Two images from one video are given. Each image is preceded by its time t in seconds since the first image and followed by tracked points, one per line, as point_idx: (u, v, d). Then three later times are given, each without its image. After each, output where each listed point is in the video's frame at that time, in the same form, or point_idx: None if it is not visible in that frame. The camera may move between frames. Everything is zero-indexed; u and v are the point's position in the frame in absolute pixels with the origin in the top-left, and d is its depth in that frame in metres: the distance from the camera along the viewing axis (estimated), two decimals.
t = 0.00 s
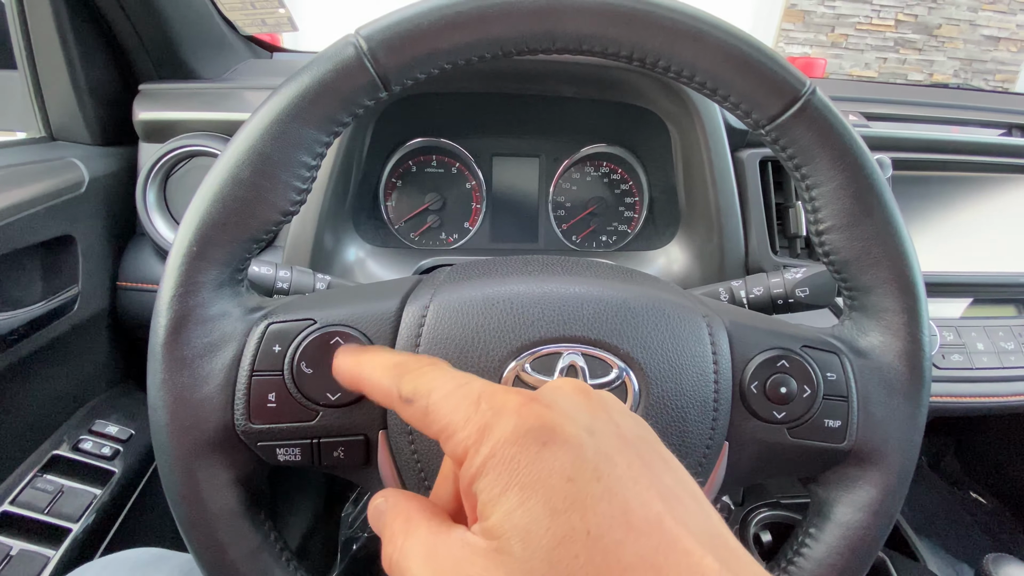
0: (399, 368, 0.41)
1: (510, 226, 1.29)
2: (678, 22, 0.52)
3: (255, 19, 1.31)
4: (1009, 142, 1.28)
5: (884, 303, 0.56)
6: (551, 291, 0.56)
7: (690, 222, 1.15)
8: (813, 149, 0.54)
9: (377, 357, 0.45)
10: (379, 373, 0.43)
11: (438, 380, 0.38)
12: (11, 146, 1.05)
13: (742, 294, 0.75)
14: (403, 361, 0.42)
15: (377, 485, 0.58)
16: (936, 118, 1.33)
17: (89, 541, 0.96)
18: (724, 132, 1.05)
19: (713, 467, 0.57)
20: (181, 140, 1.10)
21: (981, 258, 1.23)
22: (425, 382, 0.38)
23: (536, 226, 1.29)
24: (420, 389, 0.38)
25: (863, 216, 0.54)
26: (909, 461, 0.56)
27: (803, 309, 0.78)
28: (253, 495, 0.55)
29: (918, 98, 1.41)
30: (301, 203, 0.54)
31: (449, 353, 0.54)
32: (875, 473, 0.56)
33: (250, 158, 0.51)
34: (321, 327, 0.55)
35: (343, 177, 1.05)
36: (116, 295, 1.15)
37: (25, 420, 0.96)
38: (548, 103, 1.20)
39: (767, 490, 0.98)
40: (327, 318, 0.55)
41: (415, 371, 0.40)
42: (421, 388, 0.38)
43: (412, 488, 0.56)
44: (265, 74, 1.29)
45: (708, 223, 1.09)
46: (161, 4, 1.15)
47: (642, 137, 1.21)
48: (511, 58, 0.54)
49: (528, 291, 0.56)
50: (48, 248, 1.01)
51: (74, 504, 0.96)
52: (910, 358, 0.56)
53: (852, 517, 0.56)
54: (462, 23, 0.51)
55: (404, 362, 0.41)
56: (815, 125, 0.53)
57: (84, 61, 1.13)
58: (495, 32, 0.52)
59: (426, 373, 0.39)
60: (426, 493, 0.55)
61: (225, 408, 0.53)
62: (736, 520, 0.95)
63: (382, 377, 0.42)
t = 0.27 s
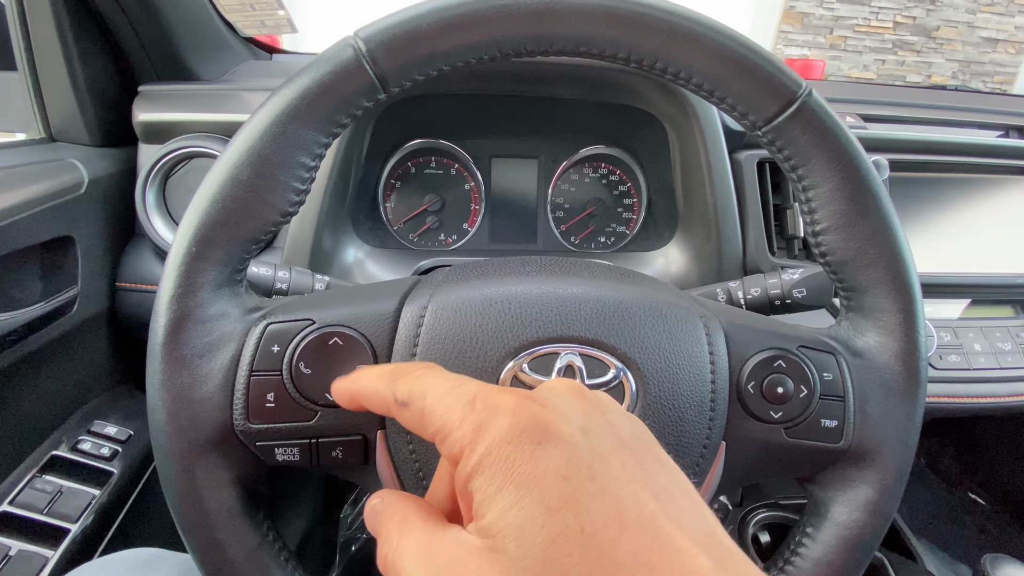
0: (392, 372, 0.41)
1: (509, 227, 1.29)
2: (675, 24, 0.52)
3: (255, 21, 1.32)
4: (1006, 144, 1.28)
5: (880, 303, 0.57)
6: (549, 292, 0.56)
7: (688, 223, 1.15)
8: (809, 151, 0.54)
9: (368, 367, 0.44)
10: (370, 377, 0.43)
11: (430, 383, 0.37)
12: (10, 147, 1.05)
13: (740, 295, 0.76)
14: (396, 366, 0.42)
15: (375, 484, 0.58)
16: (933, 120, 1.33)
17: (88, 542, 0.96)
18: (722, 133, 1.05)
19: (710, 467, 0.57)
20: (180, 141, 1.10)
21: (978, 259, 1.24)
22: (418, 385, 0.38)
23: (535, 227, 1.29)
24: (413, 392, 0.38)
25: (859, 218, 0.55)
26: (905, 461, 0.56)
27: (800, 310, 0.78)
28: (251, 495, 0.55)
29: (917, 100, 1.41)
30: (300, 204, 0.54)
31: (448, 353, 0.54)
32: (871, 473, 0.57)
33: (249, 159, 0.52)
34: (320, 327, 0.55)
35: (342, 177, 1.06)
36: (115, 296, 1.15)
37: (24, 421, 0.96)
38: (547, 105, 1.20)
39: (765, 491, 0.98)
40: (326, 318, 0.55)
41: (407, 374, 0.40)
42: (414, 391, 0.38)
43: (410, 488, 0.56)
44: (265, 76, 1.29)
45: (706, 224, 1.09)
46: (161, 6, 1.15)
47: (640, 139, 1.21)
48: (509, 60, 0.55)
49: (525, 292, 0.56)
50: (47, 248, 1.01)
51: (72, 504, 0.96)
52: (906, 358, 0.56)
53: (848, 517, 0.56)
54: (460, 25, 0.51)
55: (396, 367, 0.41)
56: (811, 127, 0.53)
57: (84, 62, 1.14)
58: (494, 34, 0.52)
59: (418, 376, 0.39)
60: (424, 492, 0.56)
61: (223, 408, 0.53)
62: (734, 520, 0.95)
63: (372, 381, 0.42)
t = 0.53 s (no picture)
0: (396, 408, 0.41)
1: (508, 229, 1.30)
2: (674, 25, 0.52)
3: (256, 22, 1.33)
4: (1005, 146, 1.29)
5: (879, 305, 0.57)
6: (548, 293, 0.56)
7: (688, 225, 1.15)
8: (808, 152, 0.54)
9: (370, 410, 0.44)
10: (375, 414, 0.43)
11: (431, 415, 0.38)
12: (11, 148, 1.05)
13: (739, 296, 0.76)
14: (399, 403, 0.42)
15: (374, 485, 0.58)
16: (932, 122, 1.33)
17: (87, 543, 0.96)
18: (721, 135, 1.05)
19: (709, 468, 0.57)
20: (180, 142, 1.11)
21: (977, 261, 1.24)
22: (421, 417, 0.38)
23: (535, 228, 1.30)
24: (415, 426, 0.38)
25: (858, 219, 0.55)
26: (904, 462, 0.56)
27: (799, 311, 0.78)
28: (250, 496, 0.55)
29: (916, 102, 1.42)
30: (300, 204, 0.54)
31: (447, 354, 0.54)
32: (870, 474, 0.57)
33: (249, 160, 0.52)
34: (319, 328, 0.55)
35: (342, 178, 1.06)
36: (115, 297, 1.15)
37: (23, 421, 0.96)
38: (547, 106, 1.20)
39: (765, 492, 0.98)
40: (326, 318, 0.55)
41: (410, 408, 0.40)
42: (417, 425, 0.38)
43: (410, 489, 0.56)
44: (265, 77, 1.29)
45: (706, 226, 1.09)
46: (161, 7, 1.15)
47: (640, 140, 1.21)
48: (509, 61, 0.55)
49: (525, 293, 0.56)
50: (47, 249, 1.01)
51: (71, 505, 0.96)
52: (905, 359, 0.56)
53: (848, 518, 0.56)
54: (460, 26, 0.51)
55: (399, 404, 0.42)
56: (810, 129, 0.53)
57: (84, 63, 1.14)
58: (493, 35, 0.52)
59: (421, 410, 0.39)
60: (423, 493, 0.55)
61: (223, 409, 0.53)
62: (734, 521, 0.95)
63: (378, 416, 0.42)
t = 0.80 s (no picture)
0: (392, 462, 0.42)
1: (509, 231, 1.30)
2: (676, 28, 0.52)
3: (258, 23, 1.33)
4: (1005, 148, 1.29)
5: (880, 308, 0.57)
6: (550, 296, 0.56)
7: (688, 227, 1.15)
8: (810, 156, 0.54)
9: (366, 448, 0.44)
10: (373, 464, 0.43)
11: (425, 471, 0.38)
12: (11, 149, 1.05)
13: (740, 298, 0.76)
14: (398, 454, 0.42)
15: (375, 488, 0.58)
16: (932, 124, 1.33)
17: (86, 545, 0.95)
18: (721, 137, 1.05)
19: (710, 472, 0.57)
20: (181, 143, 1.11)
21: (977, 263, 1.24)
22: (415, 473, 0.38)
23: (535, 229, 1.30)
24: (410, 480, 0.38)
25: (859, 223, 0.55)
26: (906, 465, 0.56)
27: (801, 313, 0.78)
28: (251, 499, 0.55)
29: (916, 104, 1.42)
30: (301, 207, 0.54)
31: (448, 358, 0.54)
32: (872, 477, 0.57)
33: (250, 163, 0.52)
34: (320, 330, 0.55)
35: (343, 180, 1.06)
36: (115, 298, 1.15)
37: (24, 423, 0.96)
38: (547, 109, 1.20)
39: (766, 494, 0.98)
40: (327, 321, 0.55)
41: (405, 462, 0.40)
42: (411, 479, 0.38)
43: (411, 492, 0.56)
44: (265, 78, 1.29)
45: (707, 228, 1.09)
46: (162, 8, 1.16)
47: (640, 142, 1.21)
48: (510, 64, 0.55)
49: (526, 296, 0.56)
50: (48, 251, 1.01)
51: (71, 508, 0.96)
52: (907, 362, 0.56)
53: (850, 522, 0.56)
54: (461, 29, 0.51)
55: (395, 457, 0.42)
56: (812, 132, 0.53)
57: (85, 65, 1.14)
58: (495, 38, 0.52)
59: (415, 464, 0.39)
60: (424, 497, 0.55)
61: (223, 412, 0.53)
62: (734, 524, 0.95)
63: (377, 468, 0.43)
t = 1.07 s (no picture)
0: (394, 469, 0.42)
1: (509, 232, 1.30)
2: (675, 31, 0.52)
3: (258, 25, 1.31)
4: (1004, 150, 1.29)
5: (879, 309, 0.57)
6: (549, 297, 0.56)
7: (688, 228, 1.15)
8: (808, 158, 0.54)
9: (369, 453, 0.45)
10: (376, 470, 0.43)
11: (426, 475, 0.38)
12: (13, 150, 1.05)
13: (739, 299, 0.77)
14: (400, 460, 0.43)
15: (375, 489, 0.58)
16: (932, 126, 1.34)
17: (87, 545, 0.96)
18: (721, 138, 1.05)
19: (710, 473, 0.57)
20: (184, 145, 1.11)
21: (976, 265, 1.24)
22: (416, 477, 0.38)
23: (535, 230, 1.30)
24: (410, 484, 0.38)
25: (858, 224, 0.55)
26: (906, 466, 0.57)
27: (801, 314, 0.78)
28: (251, 500, 0.55)
29: (915, 105, 1.42)
30: (302, 208, 0.55)
31: (448, 359, 0.55)
32: (871, 478, 0.57)
33: (252, 165, 0.52)
34: (321, 332, 0.55)
35: (343, 182, 1.06)
36: (116, 299, 1.16)
37: (25, 423, 0.96)
38: (547, 110, 1.20)
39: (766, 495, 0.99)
40: (328, 322, 0.55)
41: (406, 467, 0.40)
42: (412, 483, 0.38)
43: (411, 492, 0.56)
44: (266, 80, 1.30)
45: (706, 230, 1.09)
46: (163, 10, 1.16)
47: (640, 144, 1.21)
48: (510, 66, 0.55)
49: (526, 298, 0.56)
50: (49, 251, 1.01)
51: (71, 508, 0.96)
52: (905, 363, 0.56)
53: (849, 523, 0.56)
54: (462, 31, 0.51)
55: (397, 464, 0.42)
56: (811, 134, 0.54)
57: (86, 66, 1.14)
58: (495, 40, 0.52)
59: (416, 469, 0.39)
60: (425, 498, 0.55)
61: (225, 412, 0.53)
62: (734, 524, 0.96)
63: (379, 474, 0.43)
